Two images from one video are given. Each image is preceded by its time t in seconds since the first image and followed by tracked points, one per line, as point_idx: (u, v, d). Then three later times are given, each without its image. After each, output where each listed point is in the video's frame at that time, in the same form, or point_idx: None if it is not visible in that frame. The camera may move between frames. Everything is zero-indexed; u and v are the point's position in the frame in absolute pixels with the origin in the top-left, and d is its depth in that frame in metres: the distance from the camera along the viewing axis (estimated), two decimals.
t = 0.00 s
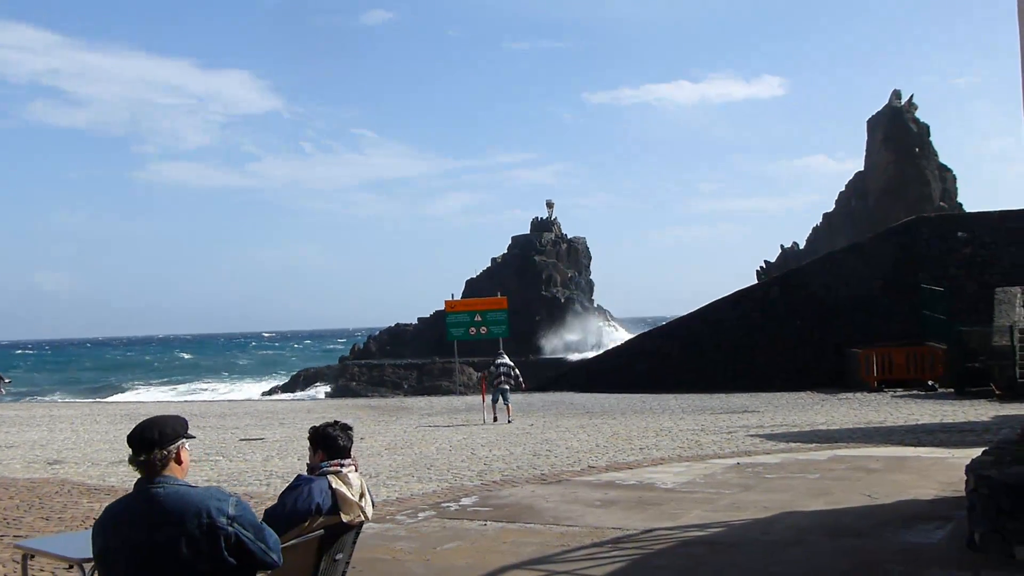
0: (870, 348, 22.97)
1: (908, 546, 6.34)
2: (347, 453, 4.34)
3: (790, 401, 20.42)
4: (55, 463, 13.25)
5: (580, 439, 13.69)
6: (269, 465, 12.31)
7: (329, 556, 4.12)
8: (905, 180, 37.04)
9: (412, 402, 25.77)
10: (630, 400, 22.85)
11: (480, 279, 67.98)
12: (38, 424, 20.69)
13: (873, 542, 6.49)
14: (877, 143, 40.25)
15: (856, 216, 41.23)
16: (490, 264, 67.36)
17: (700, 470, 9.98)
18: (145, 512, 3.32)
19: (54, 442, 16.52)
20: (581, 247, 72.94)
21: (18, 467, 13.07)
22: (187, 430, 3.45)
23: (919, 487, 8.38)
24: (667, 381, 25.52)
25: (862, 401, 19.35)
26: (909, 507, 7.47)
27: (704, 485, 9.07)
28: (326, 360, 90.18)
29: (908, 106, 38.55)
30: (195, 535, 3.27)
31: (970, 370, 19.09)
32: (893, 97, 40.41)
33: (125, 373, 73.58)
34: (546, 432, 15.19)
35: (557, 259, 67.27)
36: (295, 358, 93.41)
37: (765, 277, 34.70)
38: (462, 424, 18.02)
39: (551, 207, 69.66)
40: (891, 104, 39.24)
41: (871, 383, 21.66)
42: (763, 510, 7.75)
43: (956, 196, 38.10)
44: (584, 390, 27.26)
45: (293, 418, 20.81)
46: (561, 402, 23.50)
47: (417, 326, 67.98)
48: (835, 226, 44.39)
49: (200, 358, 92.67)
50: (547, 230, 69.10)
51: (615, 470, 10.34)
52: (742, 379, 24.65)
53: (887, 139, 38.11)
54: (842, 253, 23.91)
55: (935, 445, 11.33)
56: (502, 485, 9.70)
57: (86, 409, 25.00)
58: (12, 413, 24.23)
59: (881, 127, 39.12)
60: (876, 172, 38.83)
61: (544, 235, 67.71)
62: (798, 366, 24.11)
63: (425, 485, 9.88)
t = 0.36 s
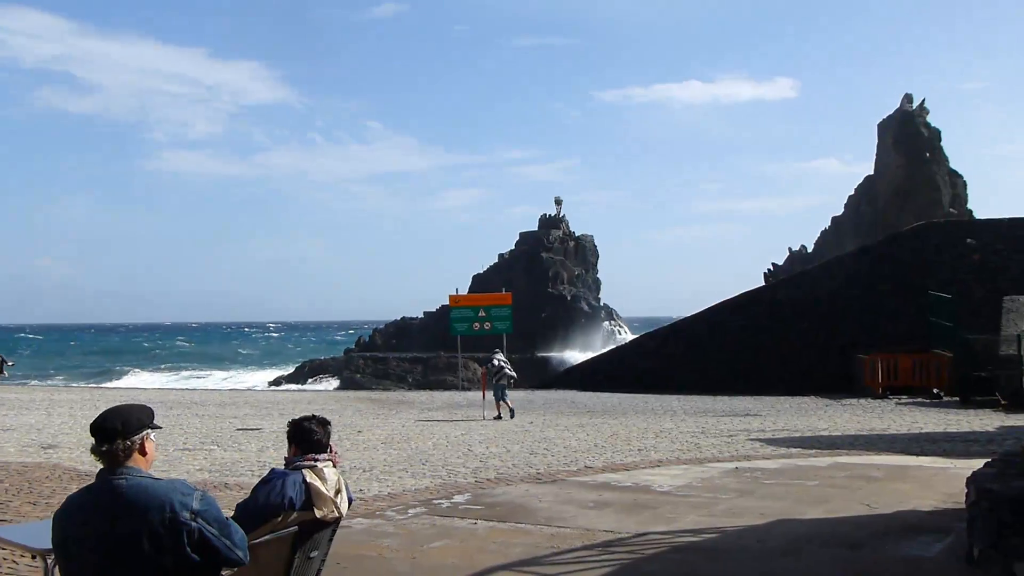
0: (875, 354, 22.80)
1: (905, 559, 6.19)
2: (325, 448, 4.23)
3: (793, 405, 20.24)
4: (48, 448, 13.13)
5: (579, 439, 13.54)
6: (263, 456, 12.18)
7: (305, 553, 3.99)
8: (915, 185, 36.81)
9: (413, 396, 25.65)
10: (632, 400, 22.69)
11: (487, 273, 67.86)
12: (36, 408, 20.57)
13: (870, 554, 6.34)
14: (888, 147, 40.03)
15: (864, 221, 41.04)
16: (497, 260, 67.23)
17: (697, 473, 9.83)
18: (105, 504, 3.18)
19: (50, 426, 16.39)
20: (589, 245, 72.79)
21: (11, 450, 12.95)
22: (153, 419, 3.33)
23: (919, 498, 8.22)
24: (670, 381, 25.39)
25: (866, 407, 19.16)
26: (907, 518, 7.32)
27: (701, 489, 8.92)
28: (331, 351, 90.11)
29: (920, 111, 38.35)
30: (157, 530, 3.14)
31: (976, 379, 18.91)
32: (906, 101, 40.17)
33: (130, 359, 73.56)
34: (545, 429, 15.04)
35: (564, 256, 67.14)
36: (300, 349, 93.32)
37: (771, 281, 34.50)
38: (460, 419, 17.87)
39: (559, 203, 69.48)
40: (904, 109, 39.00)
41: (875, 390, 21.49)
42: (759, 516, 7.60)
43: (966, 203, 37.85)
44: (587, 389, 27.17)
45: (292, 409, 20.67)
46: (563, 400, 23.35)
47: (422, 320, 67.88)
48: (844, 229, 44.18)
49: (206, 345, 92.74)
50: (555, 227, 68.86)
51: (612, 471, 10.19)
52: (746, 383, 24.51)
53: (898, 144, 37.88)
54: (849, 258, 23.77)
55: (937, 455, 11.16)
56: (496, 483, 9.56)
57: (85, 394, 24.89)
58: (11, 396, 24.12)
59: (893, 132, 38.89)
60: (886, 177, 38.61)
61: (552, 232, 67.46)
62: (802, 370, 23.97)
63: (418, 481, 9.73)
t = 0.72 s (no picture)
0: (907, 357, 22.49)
1: (932, 568, 6.00)
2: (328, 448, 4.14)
3: (822, 408, 19.98)
4: (70, 442, 13.11)
5: (603, 439, 13.38)
6: (283, 453, 12.10)
7: (307, 556, 3.93)
8: (949, 185, 36.40)
9: (439, 394, 25.57)
10: (658, 400, 22.48)
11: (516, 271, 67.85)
12: (62, 402, 20.63)
13: (896, 562, 6.15)
14: (922, 148, 39.62)
15: (897, 221, 40.65)
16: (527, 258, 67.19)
17: (721, 476, 9.65)
18: (94, 505, 3.07)
19: (74, 420, 16.40)
20: (619, 244, 72.49)
21: (34, 445, 12.93)
22: (146, 418, 3.22)
23: (949, 504, 8.01)
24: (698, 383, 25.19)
25: (897, 410, 18.88)
26: (936, 525, 7.12)
27: (724, 492, 8.74)
28: (360, 348, 90.36)
29: (955, 111, 37.99)
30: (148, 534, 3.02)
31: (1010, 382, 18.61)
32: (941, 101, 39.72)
33: (161, 354, 74.04)
34: (569, 430, 14.89)
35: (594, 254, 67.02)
36: (329, 345, 93.56)
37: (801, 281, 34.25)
38: (484, 418, 17.75)
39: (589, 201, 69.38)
40: (939, 109, 38.54)
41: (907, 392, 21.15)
42: (782, 522, 7.42)
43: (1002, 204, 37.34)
44: (613, 389, 26.98)
45: (316, 406, 20.62)
46: (588, 399, 23.18)
47: (451, 318, 67.87)
48: (877, 230, 43.70)
49: (236, 341, 93.15)
50: (585, 225, 68.63)
51: (634, 473, 10.02)
52: (776, 384, 24.24)
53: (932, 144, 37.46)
54: (881, 258, 23.53)
55: (968, 459, 10.92)
56: (516, 484, 9.42)
57: (113, 389, 24.96)
58: (40, 390, 24.21)
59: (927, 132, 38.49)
60: (920, 177, 38.21)
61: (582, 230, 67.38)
62: (832, 372, 23.69)
63: (437, 481, 9.61)
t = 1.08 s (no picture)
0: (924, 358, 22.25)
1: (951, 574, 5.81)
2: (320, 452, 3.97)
3: (839, 409, 19.75)
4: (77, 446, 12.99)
5: (615, 442, 13.20)
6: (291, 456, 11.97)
7: (296, 566, 3.80)
8: (966, 183, 36.06)
9: (452, 397, 25.43)
10: (673, 402, 22.27)
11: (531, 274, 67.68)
12: (73, 406, 20.54)
13: (913, 568, 5.97)
14: (939, 146, 39.29)
15: (915, 220, 40.32)
16: (542, 260, 67.01)
17: (734, 479, 9.47)
18: (67, 515, 2.92)
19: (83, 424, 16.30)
20: (634, 245, 72.23)
21: (40, 448, 12.80)
22: (122, 422, 3.07)
23: (968, 508, 7.81)
24: (713, 385, 24.99)
25: (914, 412, 18.64)
26: (954, 529, 6.93)
27: (736, 496, 8.55)
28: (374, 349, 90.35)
29: (973, 109, 37.66)
30: (122, 544, 2.87)
31: None
32: (958, 100, 39.39)
33: (176, 357, 74.07)
34: (581, 432, 14.71)
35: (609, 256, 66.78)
36: (343, 347, 93.51)
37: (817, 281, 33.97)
38: (495, 421, 17.58)
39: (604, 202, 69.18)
40: (957, 108, 38.22)
41: (925, 394, 20.94)
42: (796, 527, 7.23)
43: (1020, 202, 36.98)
44: (627, 390, 26.80)
45: (327, 409, 20.47)
46: (602, 402, 22.97)
47: (465, 319, 67.74)
48: (894, 230, 43.37)
49: (252, 344, 93.34)
50: (601, 227, 68.40)
51: (645, 476, 9.84)
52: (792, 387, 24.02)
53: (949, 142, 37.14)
54: (899, 257, 23.23)
55: (987, 462, 10.71)
56: (525, 488, 9.26)
57: (125, 391, 24.86)
58: (52, 393, 24.14)
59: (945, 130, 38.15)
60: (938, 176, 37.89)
61: (596, 232, 67.17)
62: (848, 374, 23.46)
63: (444, 485, 9.46)
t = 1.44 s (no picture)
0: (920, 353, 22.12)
1: None
2: (288, 467, 3.81)
3: (836, 406, 19.59)
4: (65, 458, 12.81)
5: (609, 444, 13.05)
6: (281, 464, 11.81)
7: None
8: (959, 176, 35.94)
9: (446, 401, 25.28)
10: (669, 402, 22.13)
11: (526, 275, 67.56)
12: (64, 417, 20.35)
13: (912, 570, 5.81)
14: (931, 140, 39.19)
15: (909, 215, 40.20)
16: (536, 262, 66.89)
17: (729, 481, 9.31)
18: (15, 539, 2.76)
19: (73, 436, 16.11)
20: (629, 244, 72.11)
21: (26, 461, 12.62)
22: (73, 441, 2.91)
23: (967, 505, 7.66)
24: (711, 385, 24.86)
25: (911, 407, 18.50)
26: (953, 528, 6.77)
27: (732, 498, 8.40)
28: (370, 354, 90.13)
29: (965, 103, 37.55)
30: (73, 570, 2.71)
31: None
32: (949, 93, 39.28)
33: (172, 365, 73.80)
34: (575, 435, 14.55)
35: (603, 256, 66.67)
36: (338, 352, 93.26)
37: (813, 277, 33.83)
38: (490, 424, 17.42)
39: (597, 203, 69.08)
40: (949, 102, 38.10)
41: (921, 388, 20.81)
42: (793, 529, 7.07)
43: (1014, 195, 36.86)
44: (623, 390, 26.69)
45: (320, 415, 20.29)
46: (597, 402, 22.81)
47: (461, 322, 67.57)
48: (887, 225, 43.31)
49: (247, 350, 93.14)
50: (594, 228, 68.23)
51: (639, 479, 9.68)
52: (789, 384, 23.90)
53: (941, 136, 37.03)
54: (893, 252, 23.09)
55: (986, 457, 10.56)
56: (516, 493, 9.10)
57: (117, 402, 24.64)
58: (43, 404, 23.93)
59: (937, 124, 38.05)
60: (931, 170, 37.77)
61: (590, 232, 67.07)
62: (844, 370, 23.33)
63: (435, 492, 9.29)
